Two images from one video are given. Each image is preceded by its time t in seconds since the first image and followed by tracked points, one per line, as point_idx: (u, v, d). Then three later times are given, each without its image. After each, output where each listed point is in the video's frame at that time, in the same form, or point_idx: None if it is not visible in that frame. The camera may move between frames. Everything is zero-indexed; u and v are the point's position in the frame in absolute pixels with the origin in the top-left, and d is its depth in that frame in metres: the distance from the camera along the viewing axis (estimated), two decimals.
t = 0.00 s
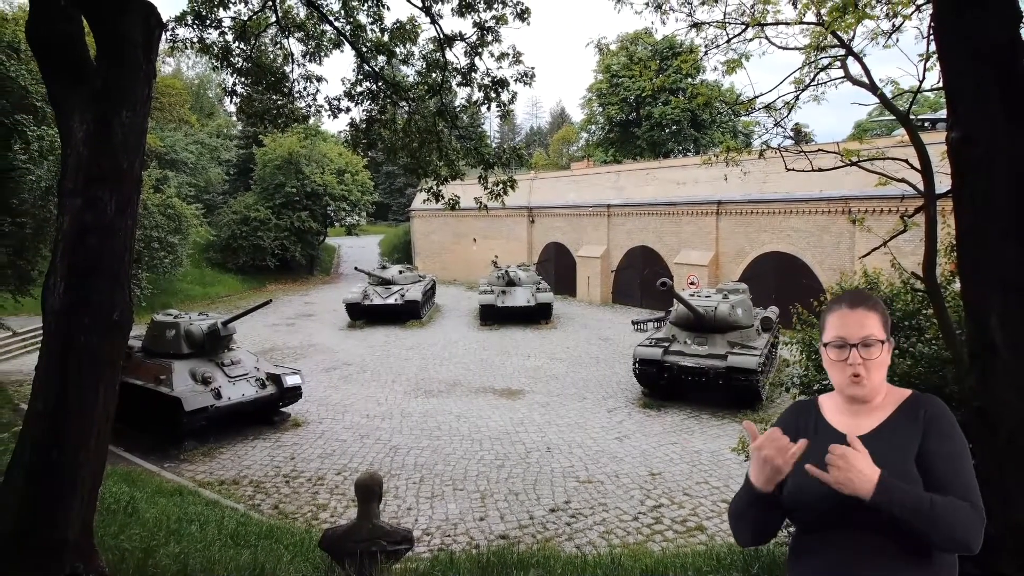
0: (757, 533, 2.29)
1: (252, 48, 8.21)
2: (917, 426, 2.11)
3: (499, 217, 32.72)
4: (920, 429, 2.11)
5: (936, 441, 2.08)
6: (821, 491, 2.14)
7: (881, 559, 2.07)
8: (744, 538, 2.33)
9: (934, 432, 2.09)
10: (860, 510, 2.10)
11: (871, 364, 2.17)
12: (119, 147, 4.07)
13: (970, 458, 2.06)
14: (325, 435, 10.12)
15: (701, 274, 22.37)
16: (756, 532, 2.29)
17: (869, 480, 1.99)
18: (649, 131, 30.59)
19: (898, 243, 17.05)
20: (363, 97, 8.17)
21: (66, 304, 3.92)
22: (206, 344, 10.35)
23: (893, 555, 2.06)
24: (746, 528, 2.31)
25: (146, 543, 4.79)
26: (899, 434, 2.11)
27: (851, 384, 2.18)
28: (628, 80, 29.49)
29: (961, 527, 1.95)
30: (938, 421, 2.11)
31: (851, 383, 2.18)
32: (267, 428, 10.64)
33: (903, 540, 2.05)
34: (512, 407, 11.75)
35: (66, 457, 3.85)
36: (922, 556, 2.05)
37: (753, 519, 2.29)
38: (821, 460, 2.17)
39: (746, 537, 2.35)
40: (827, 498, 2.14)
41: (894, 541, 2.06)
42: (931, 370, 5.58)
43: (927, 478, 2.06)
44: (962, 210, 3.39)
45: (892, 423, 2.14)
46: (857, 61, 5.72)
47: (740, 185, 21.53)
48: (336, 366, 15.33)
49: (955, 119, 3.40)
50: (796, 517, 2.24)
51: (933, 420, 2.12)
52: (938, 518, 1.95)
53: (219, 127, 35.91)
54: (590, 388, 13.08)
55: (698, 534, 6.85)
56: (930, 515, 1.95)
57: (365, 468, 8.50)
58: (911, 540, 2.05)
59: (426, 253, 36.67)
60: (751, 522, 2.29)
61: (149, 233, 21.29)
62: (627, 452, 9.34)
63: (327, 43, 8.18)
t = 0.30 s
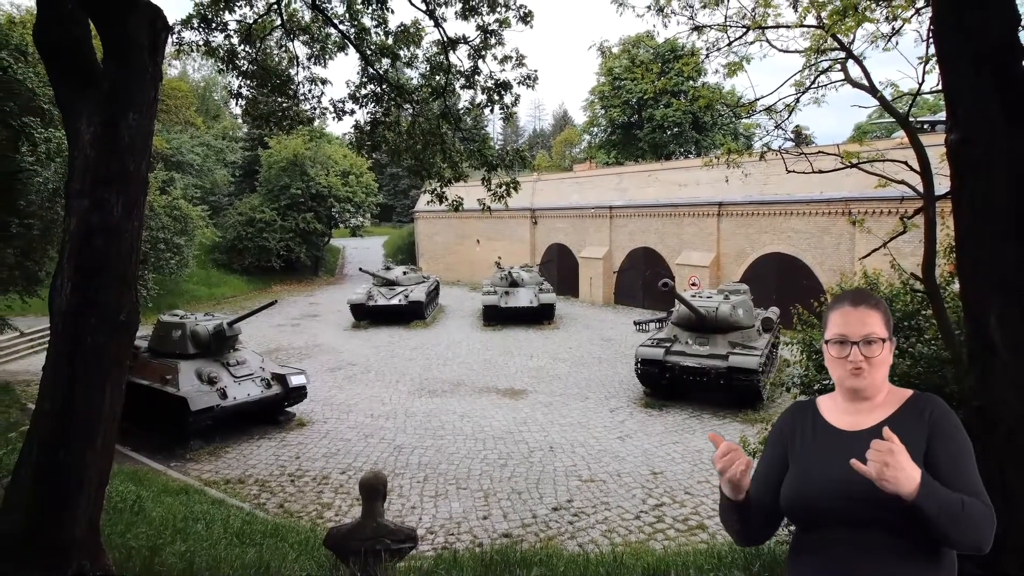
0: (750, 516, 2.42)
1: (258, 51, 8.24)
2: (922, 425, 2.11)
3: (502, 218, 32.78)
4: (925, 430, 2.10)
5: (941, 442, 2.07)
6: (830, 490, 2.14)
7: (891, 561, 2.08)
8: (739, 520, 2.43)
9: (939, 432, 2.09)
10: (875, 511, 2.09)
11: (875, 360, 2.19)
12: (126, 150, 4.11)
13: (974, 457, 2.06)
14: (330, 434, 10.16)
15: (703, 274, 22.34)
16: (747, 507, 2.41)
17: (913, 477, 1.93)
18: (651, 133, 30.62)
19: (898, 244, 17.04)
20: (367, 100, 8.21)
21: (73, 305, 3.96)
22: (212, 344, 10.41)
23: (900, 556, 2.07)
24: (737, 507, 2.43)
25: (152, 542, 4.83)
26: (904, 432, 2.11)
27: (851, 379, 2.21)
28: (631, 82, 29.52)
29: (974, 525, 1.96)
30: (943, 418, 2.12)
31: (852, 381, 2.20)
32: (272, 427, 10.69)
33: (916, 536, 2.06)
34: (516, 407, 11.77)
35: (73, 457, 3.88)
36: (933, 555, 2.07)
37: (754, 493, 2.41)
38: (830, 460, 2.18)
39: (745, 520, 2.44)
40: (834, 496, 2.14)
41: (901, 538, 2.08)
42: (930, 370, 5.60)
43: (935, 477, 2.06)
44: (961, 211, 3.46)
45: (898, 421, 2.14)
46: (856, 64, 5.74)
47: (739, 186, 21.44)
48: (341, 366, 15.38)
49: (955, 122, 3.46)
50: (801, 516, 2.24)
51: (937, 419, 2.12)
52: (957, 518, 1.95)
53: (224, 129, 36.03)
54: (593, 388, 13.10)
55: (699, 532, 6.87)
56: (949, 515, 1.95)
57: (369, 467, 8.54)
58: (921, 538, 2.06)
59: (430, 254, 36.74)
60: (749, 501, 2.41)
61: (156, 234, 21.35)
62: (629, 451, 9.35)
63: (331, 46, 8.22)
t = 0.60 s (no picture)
0: (762, 522, 2.25)
1: (263, 54, 8.28)
2: (935, 428, 2.08)
3: (505, 219, 32.82)
4: (939, 436, 2.07)
5: (953, 451, 2.05)
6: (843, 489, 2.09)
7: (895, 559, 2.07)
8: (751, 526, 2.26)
9: (952, 439, 2.06)
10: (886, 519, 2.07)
11: (888, 358, 2.17)
12: (133, 152, 4.15)
13: (984, 467, 2.06)
14: (335, 433, 10.20)
15: (704, 275, 22.33)
16: (759, 516, 2.25)
17: (896, 538, 1.97)
18: (652, 136, 30.65)
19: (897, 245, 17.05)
20: (371, 102, 8.25)
21: (79, 306, 3.99)
22: (218, 344, 10.46)
23: (909, 562, 2.06)
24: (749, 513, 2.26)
25: (159, 540, 4.87)
26: (918, 437, 2.07)
27: (864, 377, 2.17)
28: (632, 85, 29.54)
29: (979, 541, 1.99)
30: (955, 422, 2.09)
31: (866, 378, 2.17)
32: (277, 427, 10.74)
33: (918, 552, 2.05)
34: (519, 406, 11.79)
35: (80, 456, 3.92)
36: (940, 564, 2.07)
37: (762, 496, 2.23)
38: (851, 459, 2.08)
39: (749, 523, 2.28)
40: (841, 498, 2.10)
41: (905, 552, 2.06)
42: (930, 370, 5.62)
43: (945, 487, 2.06)
44: (960, 214, 3.52)
45: (910, 422, 2.11)
46: (857, 67, 5.76)
47: (740, 188, 21.55)
48: (345, 366, 15.43)
49: (954, 126, 3.51)
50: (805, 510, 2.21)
51: (950, 424, 2.09)
52: (963, 538, 1.98)
53: (230, 131, 36.13)
54: (595, 388, 13.11)
55: (701, 531, 6.89)
56: (956, 539, 1.98)
57: (374, 467, 8.57)
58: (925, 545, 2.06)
59: (434, 255, 36.82)
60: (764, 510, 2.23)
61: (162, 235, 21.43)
62: (631, 450, 9.37)
63: (336, 49, 8.26)
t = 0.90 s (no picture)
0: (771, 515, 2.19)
1: (268, 56, 8.33)
2: (941, 430, 2.06)
3: (508, 221, 32.86)
4: (942, 437, 2.05)
5: (957, 454, 2.03)
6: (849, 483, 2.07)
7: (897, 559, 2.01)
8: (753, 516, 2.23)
9: (957, 441, 2.04)
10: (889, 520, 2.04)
11: (884, 362, 2.15)
12: (140, 154, 4.19)
13: (990, 472, 2.03)
14: (339, 433, 10.24)
15: (706, 275, 22.33)
16: (766, 509, 2.19)
17: (889, 547, 1.96)
18: (654, 137, 30.67)
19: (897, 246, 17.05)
20: (376, 104, 8.28)
21: (87, 306, 4.03)
22: (224, 344, 10.50)
23: (918, 566, 2.00)
24: (754, 505, 2.21)
25: (165, 538, 4.90)
26: (923, 437, 2.05)
27: (866, 379, 2.16)
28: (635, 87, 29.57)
29: (980, 544, 1.96)
30: (959, 424, 2.08)
31: (867, 381, 2.16)
32: (282, 426, 10.79)
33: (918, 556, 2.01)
34: (522, 406, 11.82)
35: (87, 455, 3.96)
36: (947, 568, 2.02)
37: (769, 489, 2.18)
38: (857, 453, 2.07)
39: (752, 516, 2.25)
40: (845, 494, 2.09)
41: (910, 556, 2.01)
42: (930, 370, 5.63)
43: (949, 489, 2.04)
44: (958, 216, 3.54)
45: (914, 422, 2.10)
46: (857, 69, 5.78)
47: (741, 189, 21.61)
48: (350, 367, 15.47)
49: (953, 128, 3.53)
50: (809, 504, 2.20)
51: (955, 426, 2.07)
52: (962, 542, 1.95)
53: (235, 133, 36.28)
54: (597, 388, 13.13)
55: (702, 529, 6.90)
56: (954, 543, 1.95)
57: (378, 466, 8.61)
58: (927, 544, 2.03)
59: (437, 256, 36.91)
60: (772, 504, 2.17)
61: (169, 237, 21.49)
62: (633, 450, 9.38)
63: (341, 52, 8.30)
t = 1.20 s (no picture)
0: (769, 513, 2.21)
1: (274, 59, 8.38)
2: (937, 425, 2.08)
3: (512, 223, 32.91)
4: (938, 433, 2.07)
5: (954, 450, 2.05)
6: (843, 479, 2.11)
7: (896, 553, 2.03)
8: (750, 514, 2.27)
9: (952, 436, 2.06)
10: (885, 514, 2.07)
11: (878, 359, 2.16)
12: (146, 155, 4.23)
13: (986, 465, 2.05)
14: (344, 432, 10.29)
15: (706, 277, 22.33)
16: (762, 502, 2.22)
17: (881, 540, 1.99)
18: (656, 140, 30.68)
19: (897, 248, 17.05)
20: (380, 107, 8.32)
21: (93, 305, 4.07)
22: (229, 345, 10.56)
23: (920, 559, 2.03)
24: (750, 502, 2.23)
25: (171, 537, 4.95)
26: (919, 433, 2.07)
27: (859, 380, 2.14)
28: (637, 90, 29.63)
29: (977, 536, 1.99)
30: (955, 419, 2.09)
31: (861, 379, 2.14)
32: (287, 425, 10.83)
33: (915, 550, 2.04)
34: (525, 406, 11.84)
35: (94, 454, 3.99)
36: (948, 560, 2.05)
37: (764, 480, 2.21)
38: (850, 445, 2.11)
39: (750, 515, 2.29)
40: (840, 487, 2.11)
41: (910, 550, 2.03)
42: (929, 369, 5.65)
43: (945, 483, 2.06)
44: (958, 217, 3.57)
45: (909, 418, 2.11)
46: (857, 72, 5.80)
47: (743, 191, 21.65)
48: (355, 367, 15.53)
49: (953, 130, 3.56)
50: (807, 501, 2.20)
51: (950, 421, 2.09)
52: (958, 533, 1.98)
53: (241, 135, 36.43)
54: (599, 388, 13.16)
55: (704, 528, 6.92)
56: (948, 535, 1.98)
57: (382, 465, 8.65)
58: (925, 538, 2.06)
59: (441, 257, 37.01)
60: (764, 504, 2.19)
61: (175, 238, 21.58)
62: (635, 449, 9.40)
63: (346, 55, 8.35)
